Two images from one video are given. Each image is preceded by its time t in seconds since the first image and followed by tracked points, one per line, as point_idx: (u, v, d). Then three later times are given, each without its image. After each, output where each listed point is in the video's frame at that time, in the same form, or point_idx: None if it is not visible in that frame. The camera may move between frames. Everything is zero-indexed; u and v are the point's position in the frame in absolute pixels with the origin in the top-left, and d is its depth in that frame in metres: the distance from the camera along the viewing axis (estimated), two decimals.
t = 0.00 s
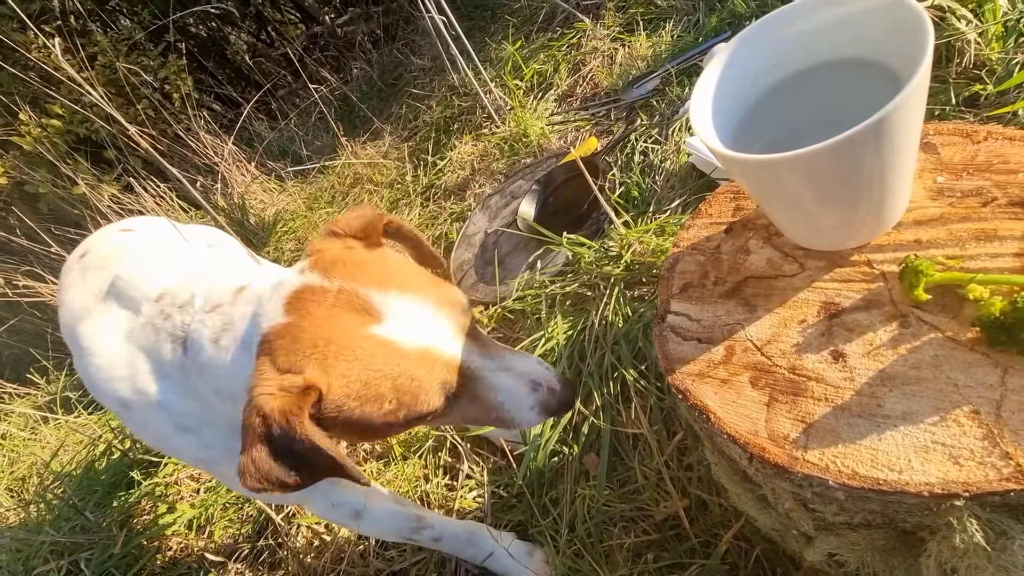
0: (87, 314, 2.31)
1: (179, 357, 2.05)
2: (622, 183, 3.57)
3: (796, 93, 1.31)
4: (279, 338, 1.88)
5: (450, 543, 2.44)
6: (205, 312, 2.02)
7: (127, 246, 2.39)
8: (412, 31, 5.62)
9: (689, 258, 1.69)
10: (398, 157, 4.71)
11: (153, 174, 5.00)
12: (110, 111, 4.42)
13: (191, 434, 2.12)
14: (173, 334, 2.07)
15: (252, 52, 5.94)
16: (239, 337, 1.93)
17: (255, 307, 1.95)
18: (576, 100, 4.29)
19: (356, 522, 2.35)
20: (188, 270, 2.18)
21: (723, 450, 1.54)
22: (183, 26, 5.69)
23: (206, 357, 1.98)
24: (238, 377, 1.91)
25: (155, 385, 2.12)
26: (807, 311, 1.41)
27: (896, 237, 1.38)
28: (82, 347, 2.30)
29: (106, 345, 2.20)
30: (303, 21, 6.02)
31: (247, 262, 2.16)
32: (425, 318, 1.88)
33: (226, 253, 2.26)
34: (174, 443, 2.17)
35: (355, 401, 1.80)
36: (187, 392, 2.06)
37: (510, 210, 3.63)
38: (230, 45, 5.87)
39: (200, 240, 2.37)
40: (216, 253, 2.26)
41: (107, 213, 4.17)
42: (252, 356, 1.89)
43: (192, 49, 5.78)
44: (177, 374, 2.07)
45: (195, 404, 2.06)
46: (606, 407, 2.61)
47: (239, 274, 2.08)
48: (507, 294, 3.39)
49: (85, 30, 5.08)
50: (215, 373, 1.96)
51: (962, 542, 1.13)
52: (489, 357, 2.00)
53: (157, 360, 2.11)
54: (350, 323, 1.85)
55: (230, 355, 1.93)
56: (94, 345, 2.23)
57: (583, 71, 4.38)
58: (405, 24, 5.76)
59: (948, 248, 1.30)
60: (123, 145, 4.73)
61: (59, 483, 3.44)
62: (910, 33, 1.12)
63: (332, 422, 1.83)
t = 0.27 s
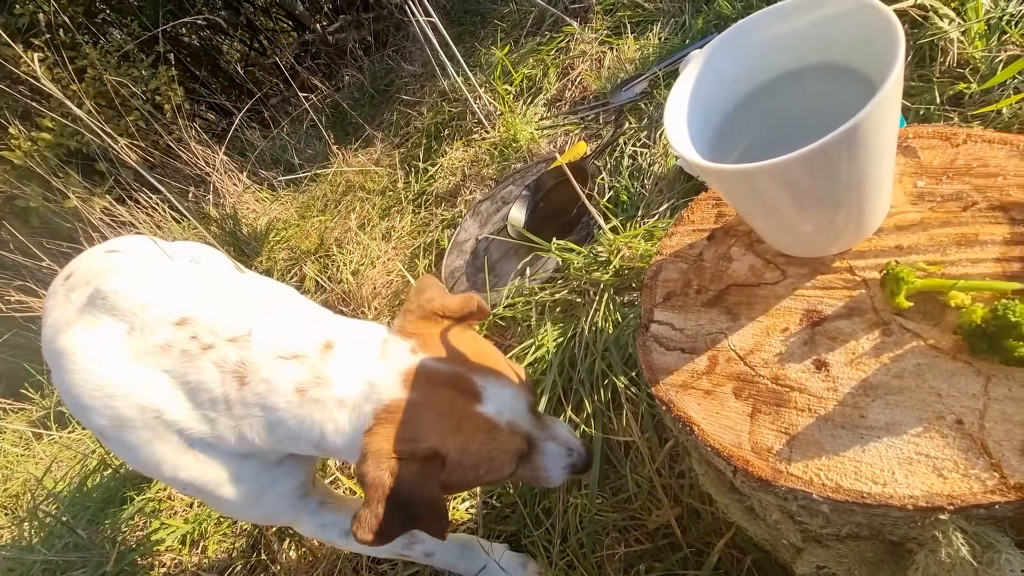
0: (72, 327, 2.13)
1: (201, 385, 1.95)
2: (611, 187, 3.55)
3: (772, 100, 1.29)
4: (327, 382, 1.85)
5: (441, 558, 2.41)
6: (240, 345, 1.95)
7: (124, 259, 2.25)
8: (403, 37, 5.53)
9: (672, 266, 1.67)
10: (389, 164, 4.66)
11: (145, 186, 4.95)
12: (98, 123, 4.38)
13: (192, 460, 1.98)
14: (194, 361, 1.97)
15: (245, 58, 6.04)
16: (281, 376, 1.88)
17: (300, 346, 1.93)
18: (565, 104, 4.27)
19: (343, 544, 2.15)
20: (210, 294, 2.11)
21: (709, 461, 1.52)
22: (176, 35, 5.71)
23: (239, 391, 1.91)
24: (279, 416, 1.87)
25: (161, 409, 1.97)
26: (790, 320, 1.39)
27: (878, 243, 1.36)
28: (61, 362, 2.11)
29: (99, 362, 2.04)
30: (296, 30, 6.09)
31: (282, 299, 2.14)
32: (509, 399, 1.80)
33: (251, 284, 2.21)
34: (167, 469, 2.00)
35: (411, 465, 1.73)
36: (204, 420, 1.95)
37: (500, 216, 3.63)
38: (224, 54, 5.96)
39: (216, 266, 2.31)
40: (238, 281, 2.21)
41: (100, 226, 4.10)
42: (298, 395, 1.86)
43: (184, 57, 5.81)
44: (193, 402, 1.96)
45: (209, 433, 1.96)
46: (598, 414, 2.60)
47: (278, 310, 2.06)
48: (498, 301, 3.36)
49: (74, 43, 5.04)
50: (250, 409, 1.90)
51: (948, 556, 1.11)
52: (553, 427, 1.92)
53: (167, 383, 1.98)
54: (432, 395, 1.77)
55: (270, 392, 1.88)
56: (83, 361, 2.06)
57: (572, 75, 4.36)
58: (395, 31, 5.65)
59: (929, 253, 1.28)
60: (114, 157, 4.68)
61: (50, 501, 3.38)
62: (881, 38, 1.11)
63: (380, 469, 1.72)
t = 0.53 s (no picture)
0: (66, 327, 2.10)
1: (200, 377, 1.90)
2: (609, 181, 3.53)
3: (776, 79, 1.27)
4: (332, 366, 1.82)
5: (443, 555, 2.38)
6: (240, 334, 1.91)
7: (117, 260, 2.25)
8: (396, 34, 5.53)
9: (674, 252, 1.65)
10: (385, 162, 4.62)
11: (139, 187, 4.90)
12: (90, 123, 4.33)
13: (192, 457, 1.92)
14: (192, 353, 1.92)
15: (238, 59, 6.05)
16: (286, 361, 1.84)
17: (303, 332, 1.89)
18: (561, 99, 4.25)
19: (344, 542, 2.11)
20: (206, 286, 2.07)
21: (716, 449, 1.50)
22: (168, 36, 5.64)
23: (240, 381, 1.86)
24: (283, 403, 1.82)
25: (159, 404, 1.92)
26: (797, 303, 1.37)
27: (884, 224, 1.34)
28: (54, 362, 2.06)
29: (96, 360, 2.00)
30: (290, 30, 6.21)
31: (281, 288, 2.11)
32: (518, 371, 1.78)
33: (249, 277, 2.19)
34: (166, 468, 1.94)
35: (416, 444, 1.70)
36: (204, 413, 1.90)
37: (498, 211, 3.60)
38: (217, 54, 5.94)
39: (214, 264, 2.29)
40: (236, 274, 2.18)
41: (92, 227, 4.05)
42: (302, 381, 1.82)
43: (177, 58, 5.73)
44: (191, 395, 1.91)
45: (210, 427, 1.90)
46: (600, 407, 2.59)
47: (278, 298, 2.02)
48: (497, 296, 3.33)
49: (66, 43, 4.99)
50: (252, 399, 1.85)
51: (964, 537, 1.09)
52: (565, 402, 1.92)
53: (165, 378, 1.94)
54: (440, 369, 1.75)
55: (273, 379, 1.83)
56: (79, 361, 2.02)
57: (568, 70, 4.34)
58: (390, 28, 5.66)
59: (937, 232, 1.27)
60: (108, 158, 4.63)
61: (47, 505, 3.34)
62: (888, 15, 1.09)
63: (387, 448, 1.69)
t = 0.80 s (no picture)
0: (50, 338, 2.04)
1: (197, 386, 1.86)
2: (602, 177, 3.51)
3: (769, 73, 1.25)
4: (335, 373, 1.80)
5: (438, 559, 2.35)
6: (238, 342, 1.88)
7: (103, 268, 2.20)
8: (387, 33, 5.44)
9: (666, 249, 1.62)
10: (378, 161, 4.56)
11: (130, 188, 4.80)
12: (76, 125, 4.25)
13: (188, 468, 1.89)
14: (189, 362, 1.89)
15: (229, 61, 5.96)
16: (290, 369, 1.82)
17: (304, 338, 1.87)
18: (552, 95, 4.21)
19: (336, 551, 2.07)
20: (198, 292, 2.03)
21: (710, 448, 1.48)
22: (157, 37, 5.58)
23: (240, 390, 1.83)
24: (285, 412, 1.81)
25: (154, 414, 1.88)
26: (790, 299, 1.35)
27: (878, 217, 1.32)
28: (37, 374, 2.01)
29: (83, 371, 1.95)
30: (281, 29, 6.02)
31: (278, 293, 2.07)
32: (521, 373, 1.77)
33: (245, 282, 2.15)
34: (160, 481, 1.90)
35: (421, 452, 1.67)
36: (202, 423, 1.86)
37: (491, 210, 3.57)
38: (209, 55, 5.84)
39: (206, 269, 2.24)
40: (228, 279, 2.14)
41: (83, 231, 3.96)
42: (304, 389, 1.80)
43: (167, 59, 5.69)
44: (188, 406, 1.87)
45: (208, 438, 1.87)
46: (595, 405, 2.56)
47: (276, 304, 1.99)
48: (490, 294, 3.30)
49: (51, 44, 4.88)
50: (254, 407, 1.83)
51: (961, 536, 1.07)
52: (571, 405, 1.91)
53: (159, 388, 1.90)
54: (444, 374, 1.73)
55: (275, 389, 1.81)
56: (65, 372, 1.97)
57: (559, 65, 4.30)
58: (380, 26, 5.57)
59: (931, 225, 1.24)
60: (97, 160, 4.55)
61: (39, 513, 3.29)
62: (878, 2, 1.06)
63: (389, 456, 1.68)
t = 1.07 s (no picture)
0: None
1: (102, 438, 1.76)
2: (572, 181, 3.39)
3: (711, 87, 1.18)
4: (239, 404, 1.68)
5: None
6: (137, 384, 1.76)
7: (34, 302, 2.10)
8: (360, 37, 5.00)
9: (621, 267, 1.55)
10: (352, 169, 4.23)
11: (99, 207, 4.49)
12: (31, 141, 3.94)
13: (117, 523, 1.83)
14: (92, 412, 1.77)
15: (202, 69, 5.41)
16: (189, 405, 1.70)
17: (202, 368, 1.74)
18: (523, 99, 4.12)
19: None
20: (101, 329, 1.90)
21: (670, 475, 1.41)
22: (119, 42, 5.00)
23: (144, 437, 1.72)
24: (193, 454, 1.69)
25: (69, 470, 1.81)
26: (743, 320, 1.29)
27: (829, 232, 1.27)
28: None
29: None
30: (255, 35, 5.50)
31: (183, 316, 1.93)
32: (450, 369, 1.66)
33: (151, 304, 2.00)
34: (90, 537, 1.84)
35: (336, 475, 1.55)
36: (116, 476, 1.78)
37: (464, 217, 3.41)
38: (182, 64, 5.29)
39: (117, 290, 2.09)
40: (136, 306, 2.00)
41: (50, 253, 3.65)
42: (208, 427, 1.68)
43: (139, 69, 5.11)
44: (98, 458, 1.78)
45: (127, 489, 1.79)
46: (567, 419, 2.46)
47: (176, 330, 1.84)
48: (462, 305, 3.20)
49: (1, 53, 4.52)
50: (160, 454, 1.72)
51: None
52: (524, 394, 1.77)
53: (69, 442, 1.81)
54: (358, 377, 1.64)
55: (178, 430, 1.70)
56: None
57: (528, 67, 4.20)
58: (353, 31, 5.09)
59: (882, 241, 1.20)
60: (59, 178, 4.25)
61: None
62: (817, 15, 1.00)
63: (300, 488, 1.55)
